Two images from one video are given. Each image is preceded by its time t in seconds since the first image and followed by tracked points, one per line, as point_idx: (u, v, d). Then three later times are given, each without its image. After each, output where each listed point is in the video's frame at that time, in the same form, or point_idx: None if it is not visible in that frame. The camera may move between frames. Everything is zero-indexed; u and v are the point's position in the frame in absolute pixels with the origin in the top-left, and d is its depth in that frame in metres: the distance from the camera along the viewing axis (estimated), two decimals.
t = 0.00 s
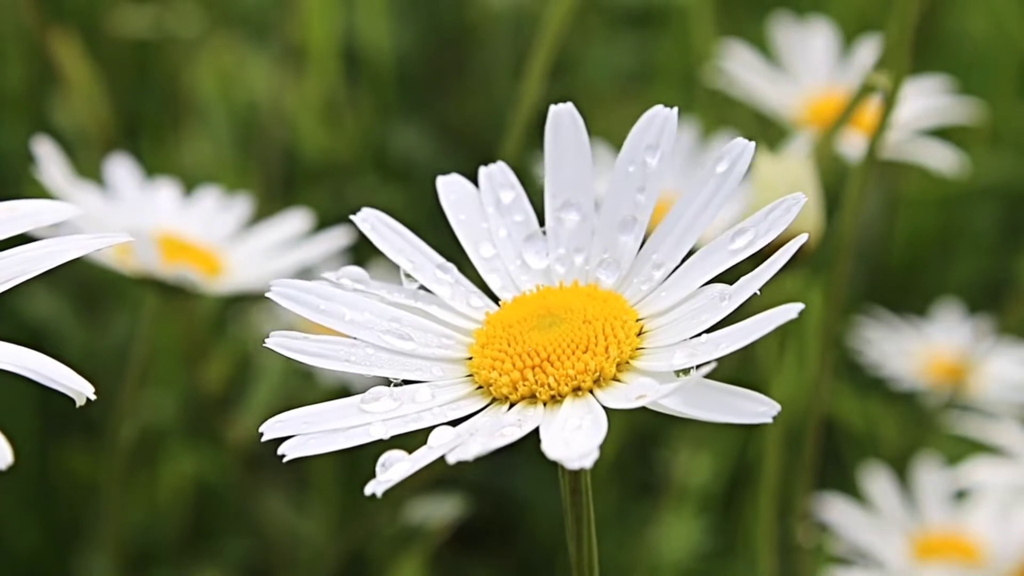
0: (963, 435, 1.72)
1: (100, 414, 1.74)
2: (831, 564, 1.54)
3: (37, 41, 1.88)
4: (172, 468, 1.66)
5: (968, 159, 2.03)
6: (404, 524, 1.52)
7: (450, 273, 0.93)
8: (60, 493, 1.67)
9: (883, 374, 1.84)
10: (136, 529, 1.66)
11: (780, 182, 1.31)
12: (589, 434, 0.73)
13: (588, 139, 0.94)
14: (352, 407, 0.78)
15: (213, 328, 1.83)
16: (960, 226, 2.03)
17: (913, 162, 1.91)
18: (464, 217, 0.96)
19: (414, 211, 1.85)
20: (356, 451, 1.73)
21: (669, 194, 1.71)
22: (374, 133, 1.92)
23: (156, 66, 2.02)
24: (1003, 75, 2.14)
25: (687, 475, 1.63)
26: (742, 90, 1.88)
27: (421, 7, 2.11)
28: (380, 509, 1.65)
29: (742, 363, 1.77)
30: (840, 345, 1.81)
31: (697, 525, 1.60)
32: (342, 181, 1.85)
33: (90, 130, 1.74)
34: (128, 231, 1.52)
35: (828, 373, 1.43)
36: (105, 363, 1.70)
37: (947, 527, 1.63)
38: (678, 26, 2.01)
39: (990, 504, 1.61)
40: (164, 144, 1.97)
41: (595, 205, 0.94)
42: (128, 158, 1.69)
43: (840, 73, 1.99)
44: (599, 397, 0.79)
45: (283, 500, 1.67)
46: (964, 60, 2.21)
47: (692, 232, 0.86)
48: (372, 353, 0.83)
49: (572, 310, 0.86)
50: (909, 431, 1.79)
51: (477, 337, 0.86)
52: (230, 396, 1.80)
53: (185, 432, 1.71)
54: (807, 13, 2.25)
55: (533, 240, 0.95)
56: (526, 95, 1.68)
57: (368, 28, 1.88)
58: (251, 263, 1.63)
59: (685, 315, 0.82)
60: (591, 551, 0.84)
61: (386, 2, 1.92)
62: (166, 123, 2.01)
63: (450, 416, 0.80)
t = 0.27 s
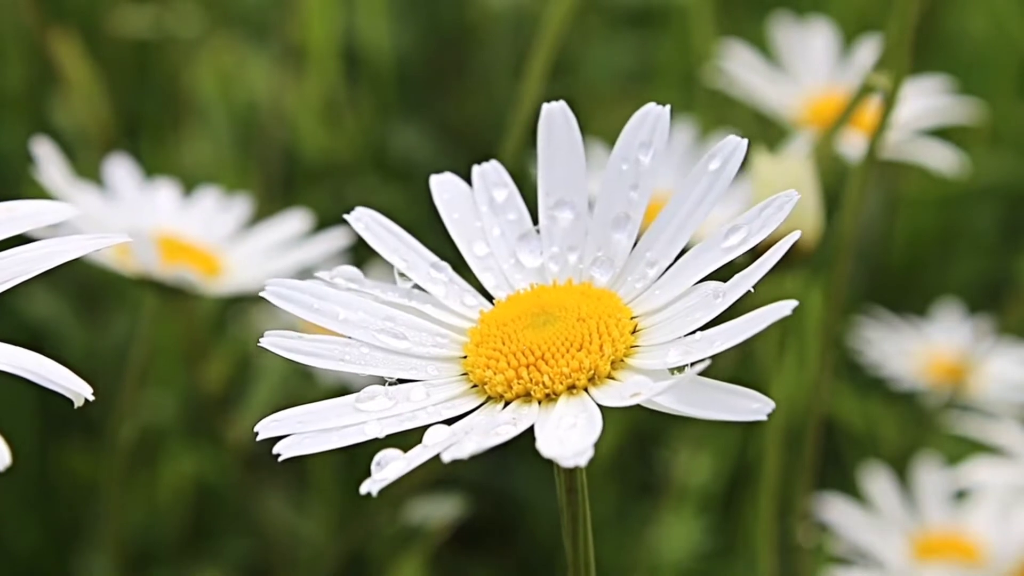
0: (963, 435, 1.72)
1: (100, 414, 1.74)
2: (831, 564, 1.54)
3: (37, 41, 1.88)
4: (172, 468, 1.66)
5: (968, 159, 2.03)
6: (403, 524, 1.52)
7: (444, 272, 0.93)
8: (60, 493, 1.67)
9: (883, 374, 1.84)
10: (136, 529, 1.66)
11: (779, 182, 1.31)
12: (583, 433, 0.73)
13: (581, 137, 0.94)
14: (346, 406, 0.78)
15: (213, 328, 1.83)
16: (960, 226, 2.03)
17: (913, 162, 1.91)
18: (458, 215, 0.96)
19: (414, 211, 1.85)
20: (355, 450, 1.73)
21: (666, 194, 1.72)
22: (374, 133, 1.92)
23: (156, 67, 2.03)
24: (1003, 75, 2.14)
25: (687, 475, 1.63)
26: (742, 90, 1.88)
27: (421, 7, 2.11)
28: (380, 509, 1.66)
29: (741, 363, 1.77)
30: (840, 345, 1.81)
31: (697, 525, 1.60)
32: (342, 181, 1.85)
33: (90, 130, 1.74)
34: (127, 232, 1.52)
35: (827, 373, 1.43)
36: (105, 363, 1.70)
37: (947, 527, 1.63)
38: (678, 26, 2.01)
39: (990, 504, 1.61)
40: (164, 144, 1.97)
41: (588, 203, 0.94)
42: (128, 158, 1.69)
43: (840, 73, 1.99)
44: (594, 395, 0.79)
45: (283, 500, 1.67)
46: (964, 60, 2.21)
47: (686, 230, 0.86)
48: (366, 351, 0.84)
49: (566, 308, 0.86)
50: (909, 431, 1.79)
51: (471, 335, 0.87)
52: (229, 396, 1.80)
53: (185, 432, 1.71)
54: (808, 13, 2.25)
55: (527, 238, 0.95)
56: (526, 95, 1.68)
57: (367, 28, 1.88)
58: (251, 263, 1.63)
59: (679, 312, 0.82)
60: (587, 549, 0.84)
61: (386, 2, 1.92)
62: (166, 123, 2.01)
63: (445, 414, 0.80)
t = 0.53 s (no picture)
0: (962, 435, 1.72)
1: (100, 414, 1.74)
2: (832, 565, 1.54)
3: (37, 41, 1.88)
4: (172, 468, 1.65)
5: (968, 159, 2.03)
6: (404, 524, 1.52)
7: (455, 274, 0.93)
8: (60, 493, 1.67)
9: (883, 374, 1.84)
10: (136, 529, 1.65)
11: (780, 182, 1.31)
12: (594, 438, 0.73)
13: (594, 139, 0.94)
14: (356, 408, 0.78)
15: (214, 328, 1.82)
16: (960, 227, 2.03)
17: (912, 162, 1.91)
18: (469, 217, 0.96)
19: (414, 212, 1.85)
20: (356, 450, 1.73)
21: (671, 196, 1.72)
22: (374, 132, 1.92)
23: (156, 66, 2.02)
24: (1003, 75, 2.14)
25: (688, 475, 1.63)
26: (743, 90, 1.88)
27: (421, 7, 2.11)
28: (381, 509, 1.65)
29: (742, 363, 1.77)
30: (840, 345, 1.81)
31: (698, 525, 1.60)
32: (342, 181, 1.84)
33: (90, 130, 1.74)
34: (128, 231, 1.52)
35: (829, 374, 1.43)
36: (105, 363, 1.70)
37: (947, 527, 1.63)
38: (678, 26, 2.01)
39: (990, 504, 1.61)
40: (164, 144, 1.97)
41: (599, 206, 0.94)
42: (128, 158, 1.69)
43: (840, 73, 1.99)
44: (605, 399, 0.79)
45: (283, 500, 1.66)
46: (964, 60, 2.21)
47: (697, 235, 0.86)
48: (376, 354, 0.83)
49: (577, 312, 0.86)
50: (909, 431, 1.79)
51: (482, 338, 0.86)
52: (230, 396, 1.80)
53: (185, 432, 1.71)
54: (807, 13, 2.25)
55: (539, 241, 0.95)
56: (526, 95, 1.67)
57: (368, 28, 1.88)
58: (252, 264, 1.63)
59: (691, 317, 0.82)
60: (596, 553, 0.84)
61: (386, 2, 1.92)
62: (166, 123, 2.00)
63: (455, 417, 0.80)
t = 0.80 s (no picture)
0: (963, 435, 1.72)
1: (100, 415, 1.74)
2: (830, 564, 1.53)
3: (37, 41, 1.88)
4: (172, 468, 1.66)
5: (968, 159, 2.03)
6: (403, 523, 1.53)
7: (441, 271, 0.93)
8: (60, 493, 1.67)
9: (883, 374, 1.84)
10: (136, 529, 1.66)
11: (779, 180, 1.31)
12: (579, 431, 0.73)
13: (578, 135, 0.94)
14: (343, 405, 0.79)
15: (214, 328, 1.83)
16: (960, 226, 2.03)
17: (912, 162, 1.91)
18: (455, 214, 0.96)
19: (414, 212, 1.85)
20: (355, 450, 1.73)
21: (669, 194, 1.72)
22: (374, 133, 1.92)
23: (156, 67, 2.03)
24: (1003, 75, 2.14)
25: (687, 475, 1.63)
26: (742, 90, 1.88)
27: (420, 7, 2.11)
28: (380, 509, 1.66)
29: (741, 363, 1.77)
30: (839, 345, 1.81)
31: (697, 525, 1.60)
32: (342, 181, 1.85)
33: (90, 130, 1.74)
34: (127, 231, 1.52)
35: (827, 373, 1.43)
36: (105, 363, 1.70)
37: (947, 527, 1.63)
38: (677, 26, 2.01)
39: (990, 503, 1.61)
40: (164, 144, 1.98)
41: (584, 201, 0.94)
42: (128, 159, 1.70)
43: (840, 73, 1.99)
44: (590, 393, 0.79)
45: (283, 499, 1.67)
46: (964, 60, 2.21)
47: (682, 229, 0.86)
48: (362, 350, 0.83)
49: (562, 307, 0.86)
50: (909, 431, 1.79)
51: (467, 334, 0.87)
52: (229, 396, 1.80)
53: (185, 432, 1.71)
54: (808, 13, 2.25)
55: (523, 237, 0.95)
56: (526, 95, 1.68)
57: (367, 28, 1.88)
58: (251, 263, 1.63)
59: (675, 311, 0.82)
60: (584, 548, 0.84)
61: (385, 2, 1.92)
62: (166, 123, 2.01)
63: (441, 413, 0.80)
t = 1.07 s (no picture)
0: (962, 435, 1.72)
1: (100, 414, 1.74)
2: (832, 565, 1.53)
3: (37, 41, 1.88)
4: (172, 468, 1.65)
5: (968, 159, 2.03)
6: (403, 524, 1.52)
7: (451, 275, 0.93)
8: (60, 493, 1.67)
9: (883, 374, 1.84)
10: (136, 529, 1.66)
11: (779, 182, 1.31)
12: (590, 439, 0.73)
13: (589, 139, 0.94)
14: (353, 409, 0.78)
15: (214, 328, 1.83)
16: (960, 227, 2.03)
17: (912, 162, 1.91)
18: (464, 218, 0.96)
19: (414, 212, 1.85)
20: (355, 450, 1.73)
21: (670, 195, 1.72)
22: (374, 132, 1.92)
23: (156, 66, 2.02)
24: (1003, 75, 2.14)
25: (687, 475, 1.63)
26: (743, 90, 1.88)
27: (421, 7, 2.11)
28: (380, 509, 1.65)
29: (742, 364, 1.77)
30: (840, 345, 1.81)
31: (698, 525, 1.60)
32: (342, 181, 1.84)
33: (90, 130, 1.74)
34: (128, 231, 1.52)
35: (828, 373, 1.43)
36: (105, 363, 1.70)
37: (947, 527, 1.63)
38: (678, 26, 2.01)
39: (990, 504, 1.61)
40: (164, 144, 1.97)
41: (595, 206, 0.94)
42: (128, 158, 1.69)
43: (840, 73, 1.99)
44: (600, 400, 0.79)
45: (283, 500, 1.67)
46: (964, 60, 2.21)
47: (693, 234, 0.86)
48: (372, 355, 0.83)
49: (573, 312, 0.86)
50: (909, 431, 1.79)
51: (477, 339, 0.86)
52: (230, 396, 1.80)
53: (185, 432, 1.71)
54: (808, 13, 2.25)
55: (534, 242, 0.95)
56: (526, 94, 1.67)
57: (367, 28, 1.88)
58: (252, 264, 1.63)
59: (686, 317, 0.82)
60: (592, 555, 0.84)
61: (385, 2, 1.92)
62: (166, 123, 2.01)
63: (451, 419, 0.80)
